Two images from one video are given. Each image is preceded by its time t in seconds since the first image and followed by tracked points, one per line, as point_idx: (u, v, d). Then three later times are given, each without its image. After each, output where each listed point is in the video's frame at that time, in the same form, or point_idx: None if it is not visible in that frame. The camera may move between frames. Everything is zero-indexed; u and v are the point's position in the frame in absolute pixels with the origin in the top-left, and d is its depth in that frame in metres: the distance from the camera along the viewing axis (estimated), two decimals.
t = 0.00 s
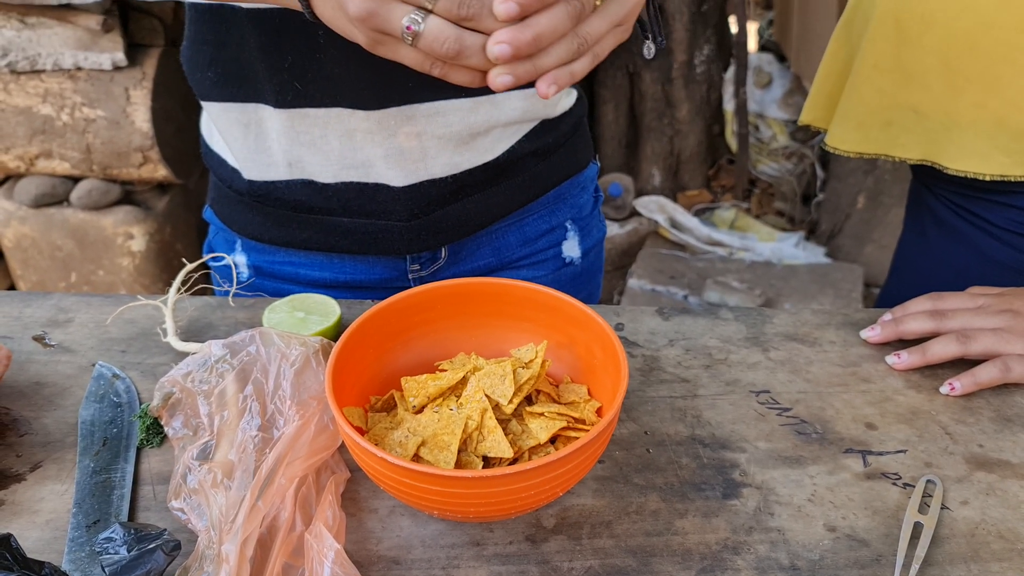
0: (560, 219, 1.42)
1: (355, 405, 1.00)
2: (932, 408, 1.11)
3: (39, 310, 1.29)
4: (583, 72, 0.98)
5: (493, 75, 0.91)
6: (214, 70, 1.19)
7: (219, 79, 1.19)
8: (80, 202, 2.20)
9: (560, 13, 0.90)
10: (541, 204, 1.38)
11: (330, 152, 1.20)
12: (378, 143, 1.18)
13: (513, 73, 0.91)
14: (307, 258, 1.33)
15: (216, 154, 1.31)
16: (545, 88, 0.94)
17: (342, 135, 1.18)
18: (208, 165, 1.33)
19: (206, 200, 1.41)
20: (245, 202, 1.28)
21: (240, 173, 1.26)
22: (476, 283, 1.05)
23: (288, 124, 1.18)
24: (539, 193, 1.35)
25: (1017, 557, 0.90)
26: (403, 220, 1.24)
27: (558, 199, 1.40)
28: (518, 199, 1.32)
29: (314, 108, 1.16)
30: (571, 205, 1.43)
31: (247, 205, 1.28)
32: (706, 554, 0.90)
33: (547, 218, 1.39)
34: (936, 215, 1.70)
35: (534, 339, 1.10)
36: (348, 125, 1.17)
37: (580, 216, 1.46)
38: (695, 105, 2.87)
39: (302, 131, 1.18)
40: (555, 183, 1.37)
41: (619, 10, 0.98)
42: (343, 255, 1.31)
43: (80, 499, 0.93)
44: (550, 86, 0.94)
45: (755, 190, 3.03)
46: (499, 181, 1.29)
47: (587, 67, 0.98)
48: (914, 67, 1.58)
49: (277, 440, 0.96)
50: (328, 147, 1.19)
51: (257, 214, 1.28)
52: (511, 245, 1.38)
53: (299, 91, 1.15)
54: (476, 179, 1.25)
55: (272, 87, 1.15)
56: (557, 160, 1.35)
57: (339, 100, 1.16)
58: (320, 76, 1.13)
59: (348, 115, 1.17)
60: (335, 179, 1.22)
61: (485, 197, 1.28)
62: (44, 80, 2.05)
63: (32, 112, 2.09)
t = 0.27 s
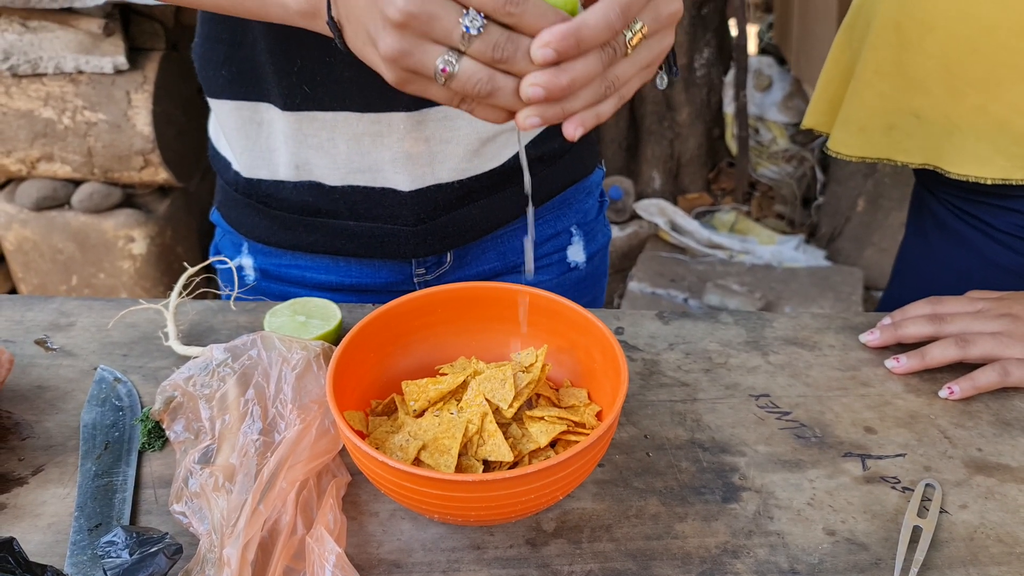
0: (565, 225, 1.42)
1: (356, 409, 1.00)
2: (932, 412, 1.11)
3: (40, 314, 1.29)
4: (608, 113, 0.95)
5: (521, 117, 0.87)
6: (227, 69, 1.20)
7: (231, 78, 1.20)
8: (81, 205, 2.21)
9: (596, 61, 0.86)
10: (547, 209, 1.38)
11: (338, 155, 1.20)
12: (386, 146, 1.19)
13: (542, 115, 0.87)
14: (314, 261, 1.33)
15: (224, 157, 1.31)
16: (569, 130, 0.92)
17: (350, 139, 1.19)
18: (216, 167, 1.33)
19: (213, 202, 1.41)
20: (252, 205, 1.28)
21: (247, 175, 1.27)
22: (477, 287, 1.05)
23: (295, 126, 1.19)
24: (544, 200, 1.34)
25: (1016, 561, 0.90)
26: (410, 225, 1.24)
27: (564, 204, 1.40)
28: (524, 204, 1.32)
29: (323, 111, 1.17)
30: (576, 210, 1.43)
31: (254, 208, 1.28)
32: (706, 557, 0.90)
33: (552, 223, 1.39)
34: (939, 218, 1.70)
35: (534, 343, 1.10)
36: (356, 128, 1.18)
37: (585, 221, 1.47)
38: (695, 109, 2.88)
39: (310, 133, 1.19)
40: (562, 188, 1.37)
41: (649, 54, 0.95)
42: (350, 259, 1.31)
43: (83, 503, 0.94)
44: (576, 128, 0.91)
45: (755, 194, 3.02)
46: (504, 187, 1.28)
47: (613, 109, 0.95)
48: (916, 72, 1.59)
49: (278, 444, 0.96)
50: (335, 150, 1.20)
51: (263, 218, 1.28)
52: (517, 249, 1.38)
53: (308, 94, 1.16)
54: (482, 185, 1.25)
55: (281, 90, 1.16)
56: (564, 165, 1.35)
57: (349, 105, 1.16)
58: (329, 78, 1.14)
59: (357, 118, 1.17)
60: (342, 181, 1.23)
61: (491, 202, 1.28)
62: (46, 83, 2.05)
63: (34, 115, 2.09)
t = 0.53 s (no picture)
0: (566, 226, 1.42)
1: (356, 407, 1.00)
2: (931, 410, 1.11)
3: (40, 313, 1.29)
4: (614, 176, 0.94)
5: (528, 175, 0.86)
6: (228, 67, 1.19)
7: (231, 77, 1.19)
8: (81, 205, 2.21)
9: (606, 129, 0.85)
10: (547, 210, 1.38)
11: (338, 154, 1.20)
12: (387, 147, 1.18)
13: (549, 176, 0.86)
14: (313, 257, 1.33)
15: (226, 153, 1.31)
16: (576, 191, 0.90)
17: (352, 139, 1.18)
18: (219, 163, 1.34)
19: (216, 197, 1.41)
20: (252, 200, 1.29)
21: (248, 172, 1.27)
22: (477, 285, 1.05)
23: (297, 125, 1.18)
24: (543, 201, 1.35)
25: (1016, 560, 0.90)
26: (408, 225, 1.24)
27: (565, 206, 1.41)
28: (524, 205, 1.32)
29: (325, 111, 1.16)
30: (578, 212, 1.44)
31: (255, 203, 1.29)
32: (706, 556, 0.90)
33: (553, 225, 1.40)
34: (942, 218, 1.70)
35: (534, 342, 1.10)
36: (357, 128, 1.17)
37: (586, 223, 1.47)
38: (695, 109, 2.88)
39: (312, 133, 1.19)
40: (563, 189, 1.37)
41: (657, 123, 0.95)
42: (350, 257, 1.32)
43: (83, 501, 0.94)
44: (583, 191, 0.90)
45: (755, 194, 3.04)
46: (505, 188, 1.28)
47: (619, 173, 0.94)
48: (917, 73, 1.58)
49: (278, 442, 0.96)
50: (337, 150, 1.20)
51: (264, 214, 1.29)
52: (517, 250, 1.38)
53: (311, 94, 1.15)
54: (484, 187, 1.24)
55: (283, 90, 1.15)
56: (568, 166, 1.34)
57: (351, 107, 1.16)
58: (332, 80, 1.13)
59: (360, 119, 1.16)
60: (343, 181, 1.22)
61: (491, 203, 1.28)
62: (46, 83, 2.05)
63: (34, 115, 2.09)
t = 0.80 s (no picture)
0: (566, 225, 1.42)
1: (355, 405, 0.99)
2: (933, 410, 1.11)
3: (38, 311, 1.29)
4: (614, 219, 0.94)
5: (560, 216, 0.84)
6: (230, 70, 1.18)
7: (234, 79, 1.18)
8: (79, 204, 2.20)
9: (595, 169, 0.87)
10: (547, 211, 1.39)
11: (340, 158, 1.20)
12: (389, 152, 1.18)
13: (574, 214, 0.85)
14: (313, 255, 1.32)
15: (226, 149, 1.30)
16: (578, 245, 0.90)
17: (354, 143, 1.18)
18: (218, 160, 1.33)
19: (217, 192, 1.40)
20: (251, 199, 1.28)
21: (250, 171, 1.26)
22: (476, 283, 1.05)
23: (298, 129, 1.18)
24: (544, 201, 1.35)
25: (1019, 560, 0.89)
26: (407, 227, 1.24)
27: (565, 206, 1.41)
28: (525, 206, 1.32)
29: (329, 115, 1.17)
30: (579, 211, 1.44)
31: (254, 202, 1.28)
32: (707, 556, 0.90)
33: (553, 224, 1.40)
34: (945, 218, 1.69)
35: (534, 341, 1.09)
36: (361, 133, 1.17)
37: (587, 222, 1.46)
38: (695, 109, 2.87)
39: (315, 136, 1.19)
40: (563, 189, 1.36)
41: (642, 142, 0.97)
42: (349, 256, 1.31)
43: (79, 499, 0.93)
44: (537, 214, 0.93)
45: (755, 195, 3.01)
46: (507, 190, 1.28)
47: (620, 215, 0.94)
48: (921, 72, 1.59)
49: (276, 440, 0.96)
50: (339, 153, 1.20)
51: (263, 211, 1.28)
52: (517, 250, 1.38)
53: (316, 99, 1.15)
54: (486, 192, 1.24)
55: (286, 95, 1.15)
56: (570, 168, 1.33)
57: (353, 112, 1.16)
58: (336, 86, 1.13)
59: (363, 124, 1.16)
60: (343, 185, 1.22)
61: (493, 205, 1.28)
62: (44, 82, 2.04)
63: (31, 114, 2.08)
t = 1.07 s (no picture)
0: (572, 217, 1.42)
1: (356, 403, 0.99)
2: (937, 409, 1.10)
3: (37, 307, 1.28)
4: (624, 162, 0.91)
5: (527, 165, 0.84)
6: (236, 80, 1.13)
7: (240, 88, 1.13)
8: (79, 201, 2.19)
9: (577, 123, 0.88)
10: (554, 203, 1.38)
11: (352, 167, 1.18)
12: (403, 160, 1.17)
13: (545, 159, 0.84)
14: (321, 257, 1.32)
15: (231, 154, 1.28)
16: (586, 183, 0.86)
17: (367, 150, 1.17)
18: (222, 163, 1.32)
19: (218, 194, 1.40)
20: (260, 204, 1.27)
21: (257, 176, 1.25)
22: (477, 279, 1.04)
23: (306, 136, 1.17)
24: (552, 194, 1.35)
25: None
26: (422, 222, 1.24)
27: (571, 198, 1.40)
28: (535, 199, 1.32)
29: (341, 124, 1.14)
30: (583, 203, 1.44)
31: (261, 206, 1.27)
32: (710, 554, 0.89)
33: (559, 216, 1.40)
34: (949, 218, 1.68)
35: (536, 338, 1.09)
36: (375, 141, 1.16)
37: (591, 214, 1.47)
38: (696, 108, 2.87)
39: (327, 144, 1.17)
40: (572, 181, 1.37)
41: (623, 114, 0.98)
42: (358, 255, 1.31)
43: (78, 496, 0.92)
44: (488, 226, 0.93)
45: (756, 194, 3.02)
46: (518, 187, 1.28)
47: (629, 156, 0.92)
48: (927, 72, 1.58)
49: (276, 437, 0.95)
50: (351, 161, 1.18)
51: (270, 214, 1.27)
52: (525, 242, 1.38)
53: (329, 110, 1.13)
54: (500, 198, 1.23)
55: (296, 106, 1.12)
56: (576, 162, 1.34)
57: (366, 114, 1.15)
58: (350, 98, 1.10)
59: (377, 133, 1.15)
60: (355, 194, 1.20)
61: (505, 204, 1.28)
62: (45, 79, 2.06)
63: (32, 111, 2.09)
